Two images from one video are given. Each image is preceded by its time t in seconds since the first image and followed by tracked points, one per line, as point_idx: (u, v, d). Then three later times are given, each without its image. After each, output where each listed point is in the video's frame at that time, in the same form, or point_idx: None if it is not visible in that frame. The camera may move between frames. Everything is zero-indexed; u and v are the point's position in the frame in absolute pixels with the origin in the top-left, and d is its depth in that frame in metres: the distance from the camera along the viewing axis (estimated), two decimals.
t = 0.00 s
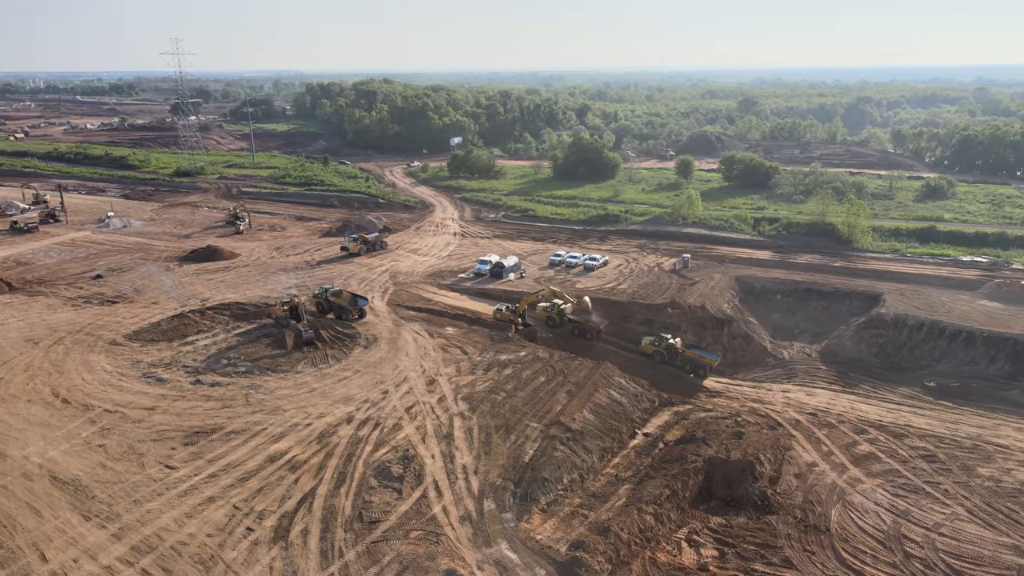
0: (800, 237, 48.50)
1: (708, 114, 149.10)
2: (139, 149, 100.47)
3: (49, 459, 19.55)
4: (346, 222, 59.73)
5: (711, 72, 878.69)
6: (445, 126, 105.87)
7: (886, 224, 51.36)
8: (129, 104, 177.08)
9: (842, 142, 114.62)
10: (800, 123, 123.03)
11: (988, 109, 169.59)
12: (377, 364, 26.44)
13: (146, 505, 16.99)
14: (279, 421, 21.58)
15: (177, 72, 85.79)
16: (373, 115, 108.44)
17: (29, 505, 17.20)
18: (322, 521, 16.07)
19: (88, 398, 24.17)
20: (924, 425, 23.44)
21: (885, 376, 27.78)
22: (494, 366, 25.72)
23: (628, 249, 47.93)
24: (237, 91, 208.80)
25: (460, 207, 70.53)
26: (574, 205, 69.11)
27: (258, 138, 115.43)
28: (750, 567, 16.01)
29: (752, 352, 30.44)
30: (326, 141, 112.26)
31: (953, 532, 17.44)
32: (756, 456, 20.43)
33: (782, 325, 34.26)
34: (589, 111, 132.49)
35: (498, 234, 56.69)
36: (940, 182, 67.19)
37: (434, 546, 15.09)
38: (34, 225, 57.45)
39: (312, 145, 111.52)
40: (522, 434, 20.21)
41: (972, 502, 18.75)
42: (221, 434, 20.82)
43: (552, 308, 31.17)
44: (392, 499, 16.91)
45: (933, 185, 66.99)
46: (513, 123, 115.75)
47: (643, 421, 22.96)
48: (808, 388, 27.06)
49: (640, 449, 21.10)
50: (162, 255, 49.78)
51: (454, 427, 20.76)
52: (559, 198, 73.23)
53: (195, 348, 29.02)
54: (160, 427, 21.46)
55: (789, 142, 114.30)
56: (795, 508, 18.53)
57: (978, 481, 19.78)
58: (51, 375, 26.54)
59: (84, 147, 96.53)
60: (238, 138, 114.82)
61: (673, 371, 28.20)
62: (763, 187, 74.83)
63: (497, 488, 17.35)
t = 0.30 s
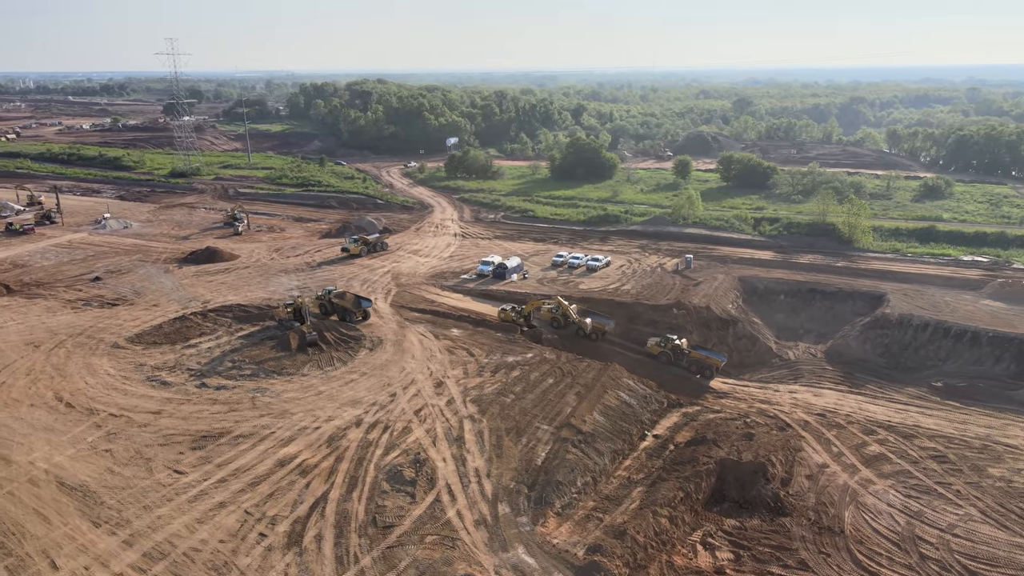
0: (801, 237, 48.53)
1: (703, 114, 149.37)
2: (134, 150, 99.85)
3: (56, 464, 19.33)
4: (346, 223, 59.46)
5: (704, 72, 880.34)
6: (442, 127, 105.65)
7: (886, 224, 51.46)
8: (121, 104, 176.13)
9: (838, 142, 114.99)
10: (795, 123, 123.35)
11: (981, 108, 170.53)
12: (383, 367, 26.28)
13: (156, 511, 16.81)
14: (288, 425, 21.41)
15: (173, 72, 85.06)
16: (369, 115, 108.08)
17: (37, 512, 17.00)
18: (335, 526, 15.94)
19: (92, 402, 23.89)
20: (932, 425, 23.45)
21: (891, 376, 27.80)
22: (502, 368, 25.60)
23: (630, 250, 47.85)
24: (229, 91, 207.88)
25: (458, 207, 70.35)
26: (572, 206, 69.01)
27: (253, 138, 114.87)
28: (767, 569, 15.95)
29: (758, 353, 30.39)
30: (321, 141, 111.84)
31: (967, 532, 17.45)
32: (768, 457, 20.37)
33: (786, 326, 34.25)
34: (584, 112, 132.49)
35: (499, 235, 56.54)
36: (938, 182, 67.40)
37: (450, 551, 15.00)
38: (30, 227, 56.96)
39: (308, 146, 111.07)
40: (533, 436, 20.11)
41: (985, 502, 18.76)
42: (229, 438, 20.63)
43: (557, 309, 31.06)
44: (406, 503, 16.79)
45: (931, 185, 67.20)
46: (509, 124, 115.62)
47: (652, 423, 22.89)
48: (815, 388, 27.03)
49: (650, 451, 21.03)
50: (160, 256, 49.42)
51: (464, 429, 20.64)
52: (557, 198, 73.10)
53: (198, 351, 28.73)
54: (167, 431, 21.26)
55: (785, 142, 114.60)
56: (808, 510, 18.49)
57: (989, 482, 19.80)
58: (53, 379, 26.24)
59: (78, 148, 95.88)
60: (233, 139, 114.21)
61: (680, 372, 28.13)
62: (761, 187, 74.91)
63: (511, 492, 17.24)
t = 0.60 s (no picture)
0: (801, 237, 48.55)
1: (697, 114, 149.66)
2: (127, 151, 99.19)
3: (60, 471, 19.10)
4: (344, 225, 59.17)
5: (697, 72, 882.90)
6: (437, 127, 105.41)
7: (885, 224, 51.56)
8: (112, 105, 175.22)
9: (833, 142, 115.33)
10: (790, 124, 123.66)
11: (974, 109, 171.40)
12: (388, 370, 26.09)
13: (164, 518, 16.63)
14: (294, 429, 21.22)
15: (167, 72, 84.44)
16: (364, 116, 107.64)
17: (43, 519, 16.79)
18: (347, 533, 15.82)
19: (95, 407, 23.62)
20: (940, 426, 23.46)
21: (896, 377, 27.81)
22: (509, 371, 25.45)
23: (631, 250, 47.78)
24: (220, 91, 206.75)
25: (457, 208, 70.14)
26: (571, 206, 68.88)
27: (247, 139, 114.31)
28: (781, 573, 15.90)
29: (762, 353, 30.34)
30: (316, 142, 111.36)
31: (980, 534, 17.46)
32: (778, 459, 20.30)
33: (790, 327, 34.23)
34: (579, 112, 132.42)
35: (498, 236, 56.37)
36: (935, 182, 67.62)
37: (465, 557, 14.94)
38: (25, 229, 56.43)
39: (302, 146, 110.57)
40: (543, 439, 20.00)
41: (996, 504, 18.77)
42: (236, 443, 20.43)
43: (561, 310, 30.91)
44: (417, 508, 16.67)
45: (928, 185, 67.41)
46: (504, 124, 115.42)
47: (661, 425, 22.81)
48: (821, 389, 27.00)
49: (660, 454, 20.94)
50: (158, 258, 49.03)
51: (473, 433, 20.50)
52: (556, 199, 72.95)
53: (200, 355, 28.46)
54: (172, 436, 21.04)
55: (780, 142, 114.88)
56: (820, 512, 18.44)
57: (999, 483, 19.81)
58: (54, 384, 25.94)
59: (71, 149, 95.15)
60: (227, 139, 113.60)
61: (685, 373, 28.03)
62: (759, 187, 74.99)
63: (523, 496, 17.16)
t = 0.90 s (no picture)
0: (800, 238, 48.54)
1: (691, 114, 149.92)
2: (120, 151, 98.39)
3: (60, 478, 18.78)
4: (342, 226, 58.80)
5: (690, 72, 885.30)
6: (432, 127, 105.09)
7: (884, 224, 51.63)
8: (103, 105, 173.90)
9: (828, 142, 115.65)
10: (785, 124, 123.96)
11: (966, 108, 172.31)
12: (391, 373, 25.84)
13: (167, 526, 16.37)
14: (298, 434, 20.95)
15: (160, 72, 83.75)
16: (358, 116, 107.10)
17: (44, 528, 16.50)
18: (356, 541, 15.63)
19: (94, 412, 23.27)
20: (946, 427, 23.41)
21: (900, 378, 27.76)
22: (513, 374, 25.23)
23: (630, 251, 47.66)
24: (211, 91, 205.48)
25: (454, 209, 69.88)
26: (568, 207, 68.71)
27: (241, 140, 113.62)
28: None
29: (766, 354, 30.22)
30: (311, 142, 110.80)
31: (992, 538, 17.41)
32: (787, 462, 20.17)
33: (792, 327, 34.12)
34: (574, 112, 132.36)
35: (496, 237, 56.16)
36: (931, 182, 67.81)
37: (476, 565, 14.81)
38: (17, 231, 55.80)
39: (296, 147, 109.98)
40: (550, 443, 19.83)
41: (1006, 506, 18.72)
42: (238, 449, 20.16)
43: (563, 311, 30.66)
44: (426, 515, 16.49)
45: (925, 185, 67.60)
46: (499, 124, 115.11)
47: (667, 428, 22.66)
48: (826, 390, 26.92)
49: (668, 457, 20.81)
50: (153, 261, 48.56)
51: (480, 437, 20.30)
52: (553, 199, 72.76)
53: (200, 358, 28.09)
54: (173, 442, 20.74)
55: (775, 142, 115.08)
56: (830, 516, 18.32)
57: (1008, 484, 19.77)
58: (52, 389, 25.56)
59: (62, 150, 94.29)
60: (220, 140, 112.84)
61: (689, 375, 27.87)
62: (755, 187, 75.02)
63: (533, 502, 17.02)
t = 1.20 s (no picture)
0: (799, 239, 48.45)
1: (685, 115, 150.13)
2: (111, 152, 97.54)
3: (56, 489, 18.38)
4: (337, 228, 58.37)
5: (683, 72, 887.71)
6: (426, 128, 104.73)
7: (882, 225, 51.59)
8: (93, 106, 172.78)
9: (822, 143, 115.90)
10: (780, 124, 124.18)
11: (958, 108, 173.11)
12: (391, 379, 25.50)
13: (167, 539, 16.02)
14: (298, 442, 20.60)
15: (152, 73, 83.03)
16: (352, 116, 106.53)
17: (39, 542, 16.12)
18: (360, 553, 15.33)
19: (89, 420, 22.82)
20: (952, 431, 23.27)
21: (903, 381, 27.62)
22: (515, 379, 24.93)
23: (629, 253, 47.46)
24: (202, 91, 204.44)
25: (450, 210, 69.56)
26: (565, 208, 68.46)
27: (234, 141, 112.94)
28: None
29: (768, 357, 30.05)
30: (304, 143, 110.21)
31: (1002, 544, 17.27)
32: (794, 468, 19.95)
33: (793, 329, 33.95)
34: (568, 113, 132.18)
35: (494, 238, 55.87)
36: (928, 182, 67.92)
37: None
38: (8, 234, 55.10)
39: (289, 148, 109.36)
40: (555, 450, 19.54)
41: (1016, 512, 18.59)
42: (238, 457, 19.79)
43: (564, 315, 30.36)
44: (431, 526, 16.20)
45: (921, 186, 67.71)
46: (494, 125, 114.82)
47: (672, 434, 22.42)
48: (830, 394, 26.75)
49: (674, 464, 20.56)
50: (147, 264, 48.03)
51: (483, 444, 20.00)
52: (549, 201, 72.50)
53: (197, 364, 27.64)
54: (170, 451, 20.34)
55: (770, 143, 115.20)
56: (839, 522, 18.11)
57: (1016, 489, 19.65)
58: (45, 397, 25.08)
59: (52, 151, 93.33)
60: (213, 141, 112.02)
61: (691, 378, 27.65)
62: (752, 187, 74.99)
63: (540, 511, 16.76)
